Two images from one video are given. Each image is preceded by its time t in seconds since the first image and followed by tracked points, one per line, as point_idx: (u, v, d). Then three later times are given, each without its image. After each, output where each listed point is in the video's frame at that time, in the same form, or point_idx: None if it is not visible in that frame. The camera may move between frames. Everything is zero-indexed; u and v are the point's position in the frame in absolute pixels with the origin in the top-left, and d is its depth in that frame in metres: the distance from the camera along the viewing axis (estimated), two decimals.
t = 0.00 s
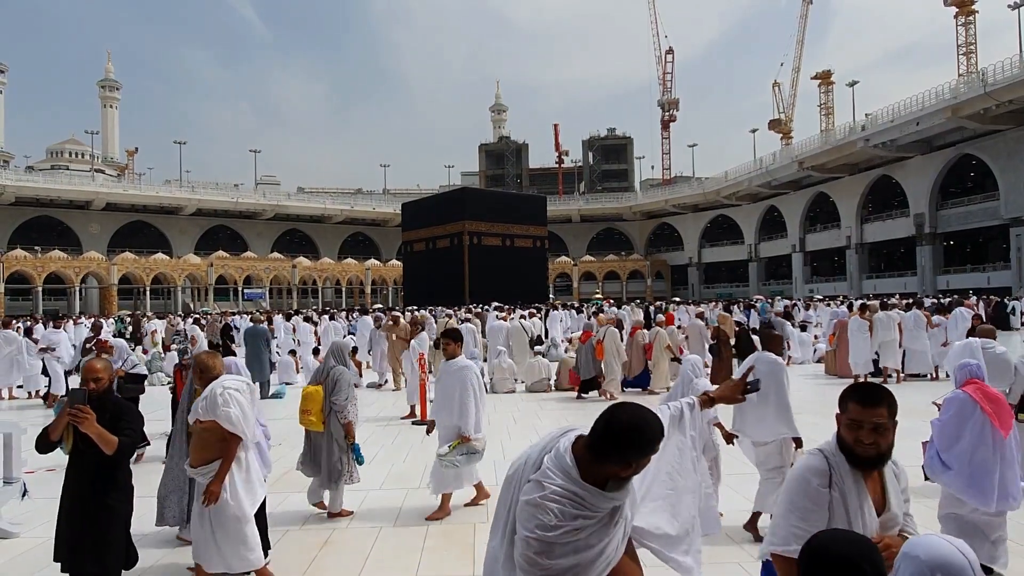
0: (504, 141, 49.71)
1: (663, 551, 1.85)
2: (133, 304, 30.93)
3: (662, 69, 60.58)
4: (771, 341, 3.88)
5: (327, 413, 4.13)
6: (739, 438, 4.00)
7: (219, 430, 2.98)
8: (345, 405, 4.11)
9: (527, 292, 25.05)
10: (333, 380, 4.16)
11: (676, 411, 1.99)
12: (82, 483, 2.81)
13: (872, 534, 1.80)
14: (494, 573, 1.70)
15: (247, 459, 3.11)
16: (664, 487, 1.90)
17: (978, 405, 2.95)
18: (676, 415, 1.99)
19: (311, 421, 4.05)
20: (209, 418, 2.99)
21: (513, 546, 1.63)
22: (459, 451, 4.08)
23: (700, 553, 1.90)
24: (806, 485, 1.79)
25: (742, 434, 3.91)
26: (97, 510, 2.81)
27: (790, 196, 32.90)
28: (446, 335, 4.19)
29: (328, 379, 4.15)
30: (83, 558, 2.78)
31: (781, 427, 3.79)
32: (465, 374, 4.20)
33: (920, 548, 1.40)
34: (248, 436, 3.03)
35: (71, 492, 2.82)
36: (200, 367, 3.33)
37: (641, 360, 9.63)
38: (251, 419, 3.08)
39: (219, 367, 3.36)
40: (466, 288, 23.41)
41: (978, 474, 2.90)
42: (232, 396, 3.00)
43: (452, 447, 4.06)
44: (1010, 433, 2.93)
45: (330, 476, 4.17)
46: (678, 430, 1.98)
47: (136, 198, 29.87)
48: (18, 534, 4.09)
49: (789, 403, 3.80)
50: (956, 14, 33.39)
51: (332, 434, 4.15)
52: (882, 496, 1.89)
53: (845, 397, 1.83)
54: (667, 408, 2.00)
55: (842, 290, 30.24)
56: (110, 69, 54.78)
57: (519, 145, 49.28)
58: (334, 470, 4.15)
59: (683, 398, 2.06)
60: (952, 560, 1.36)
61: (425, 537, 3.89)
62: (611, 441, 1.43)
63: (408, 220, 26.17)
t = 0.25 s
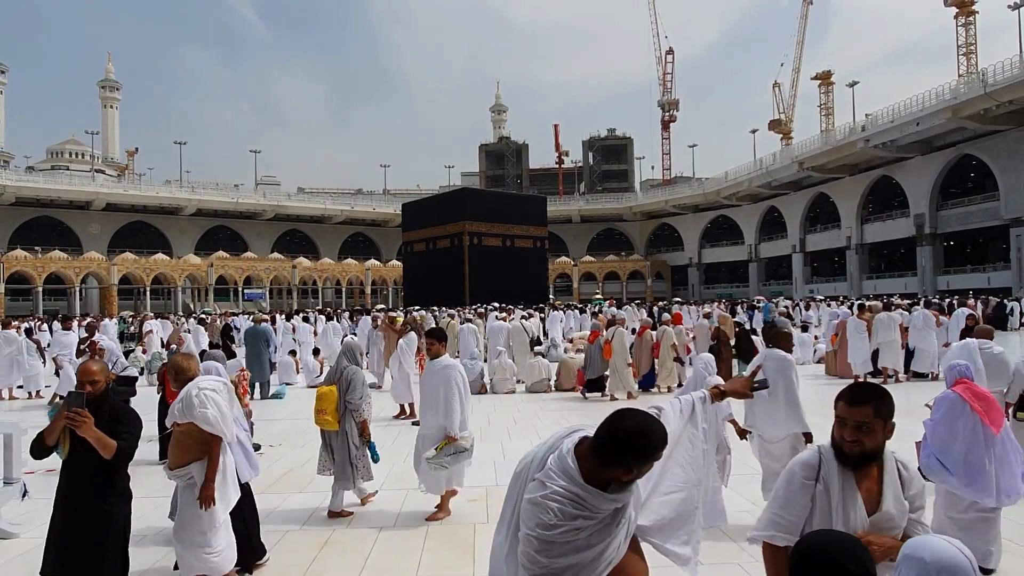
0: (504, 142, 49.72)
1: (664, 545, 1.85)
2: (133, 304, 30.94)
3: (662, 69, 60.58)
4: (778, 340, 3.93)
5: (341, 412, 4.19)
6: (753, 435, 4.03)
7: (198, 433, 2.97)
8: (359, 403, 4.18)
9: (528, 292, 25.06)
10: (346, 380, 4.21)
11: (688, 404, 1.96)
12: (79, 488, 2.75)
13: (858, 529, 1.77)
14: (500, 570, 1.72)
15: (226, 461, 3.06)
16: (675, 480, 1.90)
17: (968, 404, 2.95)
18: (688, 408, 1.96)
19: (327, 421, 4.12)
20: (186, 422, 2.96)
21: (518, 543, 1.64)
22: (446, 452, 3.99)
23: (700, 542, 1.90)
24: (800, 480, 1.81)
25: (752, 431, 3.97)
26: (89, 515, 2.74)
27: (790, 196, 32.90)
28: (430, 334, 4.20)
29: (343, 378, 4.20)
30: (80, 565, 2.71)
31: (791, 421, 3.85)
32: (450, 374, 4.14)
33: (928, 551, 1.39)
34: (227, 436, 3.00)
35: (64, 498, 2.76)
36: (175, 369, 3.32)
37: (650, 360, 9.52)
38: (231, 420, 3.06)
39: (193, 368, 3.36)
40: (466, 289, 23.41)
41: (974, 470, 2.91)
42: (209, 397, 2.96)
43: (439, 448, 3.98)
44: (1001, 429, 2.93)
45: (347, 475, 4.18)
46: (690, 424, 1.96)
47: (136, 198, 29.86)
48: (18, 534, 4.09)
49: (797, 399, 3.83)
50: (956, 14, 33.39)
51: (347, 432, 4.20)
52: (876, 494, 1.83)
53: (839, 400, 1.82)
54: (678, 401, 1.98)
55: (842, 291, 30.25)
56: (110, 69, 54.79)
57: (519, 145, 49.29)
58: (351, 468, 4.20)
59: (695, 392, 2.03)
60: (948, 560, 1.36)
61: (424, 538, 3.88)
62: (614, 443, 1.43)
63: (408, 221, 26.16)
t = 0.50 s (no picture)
0: (505, 142, 49.71)
1: (664, 543, 1.85)
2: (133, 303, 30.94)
3: (662, 69, 60.56)
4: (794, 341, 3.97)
5: (356, 410, 4.20)
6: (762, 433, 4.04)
7: (176, 436, 2.85)
8: (372, 402, 4.19)
9: (528, 292, 25.05)
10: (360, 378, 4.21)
11: (687, 404, 1.96)
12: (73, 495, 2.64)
13: (848, 530, 1.78)
14: (504, 570, 1.72)
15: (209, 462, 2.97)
16: (677, 479, 1.90)
17: (948, 403, 2.98)
18: (688, 408, 1.95)
19: (341, 420, 4.14)
20: (163, 426, 2.84)
21: (521, 543, 1.64)
22: (434, 455, 3.92)
23: (698, 539, 1.91)
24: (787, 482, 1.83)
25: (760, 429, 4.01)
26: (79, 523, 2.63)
27: (790, 197, 32.90)
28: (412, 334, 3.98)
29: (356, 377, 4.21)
30: None
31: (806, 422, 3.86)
32: (433, 376, 3.99)
33: (928, 553, 1.38)
34: (208, 440, 2.89)
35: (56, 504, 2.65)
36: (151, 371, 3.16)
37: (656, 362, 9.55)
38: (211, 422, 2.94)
39: (170, 369, 3.20)
40: (467, 289, 23.40)
41: (955, 468, 3.01)
42: (186, 401, 2.84)
43: (426, 452, 3.90)
44: (981, 426, 2.96)
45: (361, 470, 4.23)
46: (691, 424, 1.95)
47: (136, 198, 29.88)
48: (18, 534, 4.09)
49: (809, 401, 3.86)
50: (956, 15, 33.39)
51: (360, 430, 4.21)
52: (868, 497, 1.83)
53: (834, 403, 1.80)
54: (677, 401, 1.97)
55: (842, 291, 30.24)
56: (110, 69, 54.83)
57: (519, 146, 49.29)
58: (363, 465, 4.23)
59: (696, 391, 2.02)
60: (947, 563, 1.35)
61: (423, 537, 3.89)
62: (613, 444, 1.43)
63: (409, 221, 26.15)
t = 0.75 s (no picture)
0: (504, 142, 49.73)
1: (664, 543, 1.85)
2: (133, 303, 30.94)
3: (662, 69, 60.61)
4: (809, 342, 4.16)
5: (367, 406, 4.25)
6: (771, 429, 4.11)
7: (149, 443, 2.68)
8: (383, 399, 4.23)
9: (528, 292, 25.05)
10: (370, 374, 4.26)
11: (686, 402, 1.96)
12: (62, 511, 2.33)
13: (851, 537, 1.77)
14: (506, 571, 1.72)
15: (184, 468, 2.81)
16: (675, 480, 1.90)
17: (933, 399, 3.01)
18: (686, 407, 1.96)
19: (352, 417, 4.19)
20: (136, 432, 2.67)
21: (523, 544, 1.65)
22: (418, 457, 3.87)
23: (696, 539, 1.91)
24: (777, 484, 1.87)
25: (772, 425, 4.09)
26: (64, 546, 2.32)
27: (790, 197, 32.91)
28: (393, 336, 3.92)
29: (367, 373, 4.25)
30: None
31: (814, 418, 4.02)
32: (417, 378, 3.98)
33: (912, 556, 1.39)
34: (183, 449, 2.74)
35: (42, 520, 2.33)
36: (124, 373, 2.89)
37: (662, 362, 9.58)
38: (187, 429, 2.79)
39: (147, 372, 2.91)
40: (466, 289, 23.40)
41: (934, 462, 3.01)
42: (161, 408, 2.71)
43: (411, 453, 3.85)
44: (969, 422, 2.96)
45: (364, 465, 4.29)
46: (689, 424, 1.95)
47: (136, 197, 29.87)
48: (17, 534, 4.09)
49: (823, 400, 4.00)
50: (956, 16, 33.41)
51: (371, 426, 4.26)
52: (860, 497, 1.83)
53: (829, 402, 1.79)
54: (676, 400, 1.97)
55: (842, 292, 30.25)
56: (110, 69, 54.86)
57: (519, 146, 49.30)
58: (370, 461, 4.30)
59: (695, 390, 2.02)
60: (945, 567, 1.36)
61: (423, 537, 3.89)
62: (613, 442, 1.43)
63: (409, 221, 26.13)
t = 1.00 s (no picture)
0: (505, 142, 49.72)
1: (663, 543, 1.84)
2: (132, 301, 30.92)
3: (663, 70, 60.62)
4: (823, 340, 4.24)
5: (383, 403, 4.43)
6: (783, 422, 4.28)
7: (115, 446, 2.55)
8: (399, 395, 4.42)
9: (527, 292, 25.04)
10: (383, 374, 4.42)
11: (685, 403, 1.96)
12: (66, 517, 2.31)
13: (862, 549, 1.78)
14: (505, 571, 1.72)
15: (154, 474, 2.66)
16: (675, 480, 1.90)
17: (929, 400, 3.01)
18: (686, 408, 1.95)
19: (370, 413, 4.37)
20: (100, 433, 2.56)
21: (522, 543, 1.65)
22: (397, 456, 3.89)
23: (693, 539, 1.91)
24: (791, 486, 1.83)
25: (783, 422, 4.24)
26: (66, 549, 2.29)
27: (790, 198, 32.93)
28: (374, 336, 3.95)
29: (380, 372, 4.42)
30: None
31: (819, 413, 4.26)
32: (401, 376, 3.97)
33: (911, 556, 1.39)
34: (150, 453, 2.58)
35: (43, 530, 2.30)
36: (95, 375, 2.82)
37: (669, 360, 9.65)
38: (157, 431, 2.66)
39: (120, 373, 2.86)
40: (466, 289, 23.39)
41: (927, 460, 3.00)
42: (129, 410, 2.61)
43: (390, 452, 3.86)
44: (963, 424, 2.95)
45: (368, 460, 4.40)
46: (688, 425, 1.95)
47: (136, 196, 29.88)
48: (17, 532, 4.09)
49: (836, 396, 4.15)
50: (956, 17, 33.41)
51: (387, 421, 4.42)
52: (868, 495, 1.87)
53: (834, 404, 1.83)
54: (676, 401, 1.97)
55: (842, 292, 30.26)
56: (110, 67, 54.84)
57: (519, 145, 49.30)
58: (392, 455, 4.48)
59: (694, 390, 2.02)
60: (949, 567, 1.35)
61: (423, 537, 3.89)
62: (612, 437, 1.43)
63: (408, 221, 26.12)
